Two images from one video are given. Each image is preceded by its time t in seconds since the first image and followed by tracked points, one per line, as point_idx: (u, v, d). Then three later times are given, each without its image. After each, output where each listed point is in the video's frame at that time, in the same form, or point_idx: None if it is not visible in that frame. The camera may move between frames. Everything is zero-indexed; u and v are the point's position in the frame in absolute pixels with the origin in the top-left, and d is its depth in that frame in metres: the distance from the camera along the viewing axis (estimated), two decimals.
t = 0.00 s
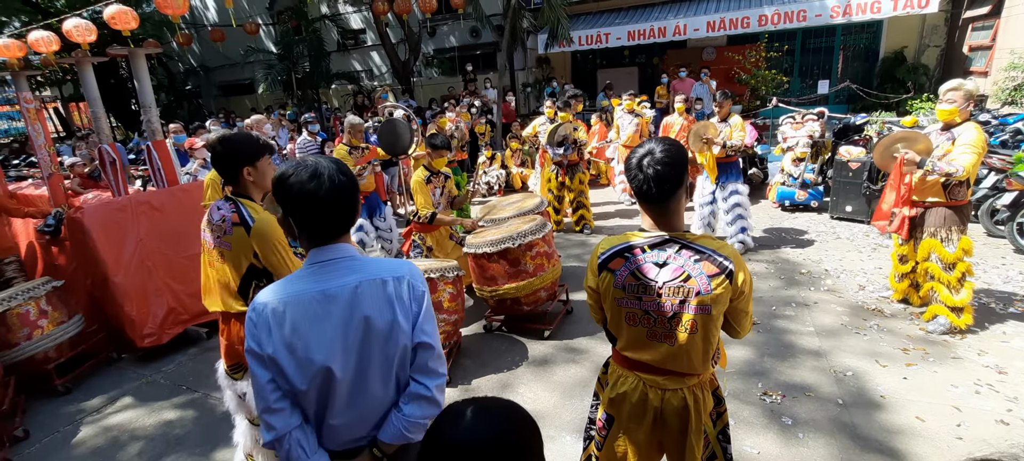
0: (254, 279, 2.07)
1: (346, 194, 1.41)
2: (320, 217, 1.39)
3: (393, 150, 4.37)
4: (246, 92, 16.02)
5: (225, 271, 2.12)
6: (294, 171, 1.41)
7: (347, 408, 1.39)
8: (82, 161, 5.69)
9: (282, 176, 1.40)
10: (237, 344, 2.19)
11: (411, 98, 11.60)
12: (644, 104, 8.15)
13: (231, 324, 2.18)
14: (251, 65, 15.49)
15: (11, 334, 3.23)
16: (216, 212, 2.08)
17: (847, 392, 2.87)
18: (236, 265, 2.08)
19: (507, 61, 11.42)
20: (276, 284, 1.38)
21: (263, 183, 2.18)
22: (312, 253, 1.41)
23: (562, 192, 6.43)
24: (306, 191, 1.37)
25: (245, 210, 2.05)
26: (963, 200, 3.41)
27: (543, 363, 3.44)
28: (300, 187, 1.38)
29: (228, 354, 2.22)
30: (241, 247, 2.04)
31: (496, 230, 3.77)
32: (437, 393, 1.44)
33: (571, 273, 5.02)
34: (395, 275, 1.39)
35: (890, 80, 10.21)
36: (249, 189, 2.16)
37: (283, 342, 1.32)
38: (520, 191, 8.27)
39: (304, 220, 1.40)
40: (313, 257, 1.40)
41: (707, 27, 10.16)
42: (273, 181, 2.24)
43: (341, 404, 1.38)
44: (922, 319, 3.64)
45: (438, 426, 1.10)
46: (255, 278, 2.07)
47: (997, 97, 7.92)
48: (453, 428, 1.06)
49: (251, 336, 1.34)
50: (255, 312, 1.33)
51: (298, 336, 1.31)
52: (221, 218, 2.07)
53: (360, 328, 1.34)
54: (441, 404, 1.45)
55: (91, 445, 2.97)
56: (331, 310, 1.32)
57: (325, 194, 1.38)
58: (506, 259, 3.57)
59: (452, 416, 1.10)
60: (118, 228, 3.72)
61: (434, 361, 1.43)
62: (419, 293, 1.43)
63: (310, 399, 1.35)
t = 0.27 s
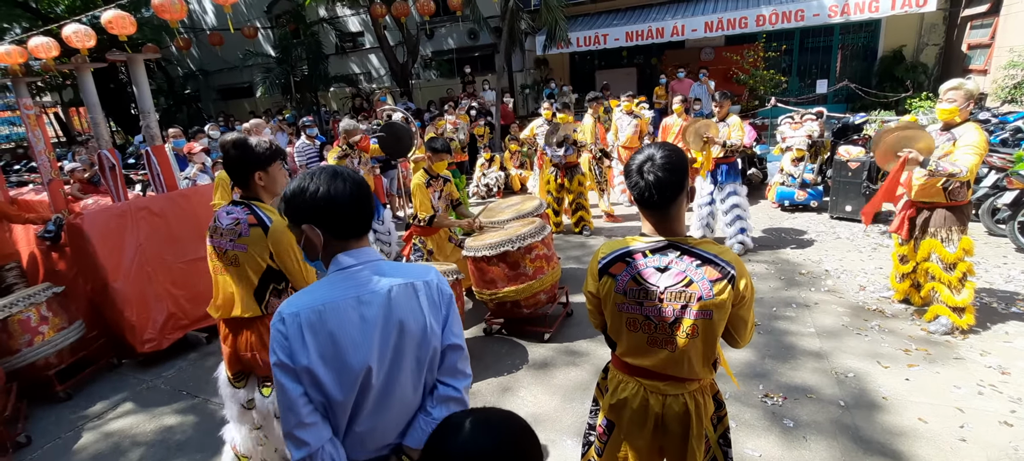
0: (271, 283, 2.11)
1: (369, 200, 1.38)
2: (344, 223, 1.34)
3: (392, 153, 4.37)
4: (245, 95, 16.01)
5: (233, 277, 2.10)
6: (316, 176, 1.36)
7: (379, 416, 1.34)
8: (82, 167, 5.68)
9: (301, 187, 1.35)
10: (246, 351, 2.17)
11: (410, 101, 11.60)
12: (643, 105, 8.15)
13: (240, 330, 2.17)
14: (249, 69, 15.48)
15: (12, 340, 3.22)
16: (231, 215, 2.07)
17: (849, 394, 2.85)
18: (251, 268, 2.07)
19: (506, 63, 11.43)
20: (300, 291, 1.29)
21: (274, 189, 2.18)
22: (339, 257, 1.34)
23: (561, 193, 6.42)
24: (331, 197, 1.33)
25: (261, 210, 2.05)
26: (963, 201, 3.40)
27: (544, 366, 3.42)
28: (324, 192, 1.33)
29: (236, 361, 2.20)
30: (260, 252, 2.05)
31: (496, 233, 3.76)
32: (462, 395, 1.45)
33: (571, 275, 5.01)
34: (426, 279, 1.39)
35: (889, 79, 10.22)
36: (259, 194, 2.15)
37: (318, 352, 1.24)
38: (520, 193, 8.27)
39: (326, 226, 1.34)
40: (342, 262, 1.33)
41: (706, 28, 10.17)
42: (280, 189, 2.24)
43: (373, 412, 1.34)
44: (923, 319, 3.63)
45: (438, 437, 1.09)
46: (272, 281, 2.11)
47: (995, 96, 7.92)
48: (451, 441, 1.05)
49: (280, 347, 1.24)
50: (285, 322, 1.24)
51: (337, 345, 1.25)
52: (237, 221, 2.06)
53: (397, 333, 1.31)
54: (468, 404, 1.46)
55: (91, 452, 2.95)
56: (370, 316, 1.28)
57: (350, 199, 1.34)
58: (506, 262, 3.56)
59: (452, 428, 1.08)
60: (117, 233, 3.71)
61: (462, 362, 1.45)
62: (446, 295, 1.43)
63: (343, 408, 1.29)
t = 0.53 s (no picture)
0: (242, 299, 2.11)
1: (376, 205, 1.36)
2: (352, 231, 1.31)
3: (387, 155, 4.35)
4: (240, 98, 15.97)
5: (208, 292, 2.11)
6: (323, 182, 1.32)
7: (399, 422, 1.32)
8: (78, 172, 5.65)
9: (307, 194, 1.30)
10: (221, 365, 2.18)
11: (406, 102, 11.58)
12: (639, 105, 8.15)
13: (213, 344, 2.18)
14: (245, 72, 15.45)
15: (10, 348, 3.20)
16: (209, 230, 2.08)
17: (848, 393, 2.85)
18: (223, 284, 2.08)
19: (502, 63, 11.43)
20: (314, 300, 1.26)
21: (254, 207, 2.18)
22: (351, 263, 1.32)
23: (558, 194, 6.41)
24: (342, 204, 1.29)
25: (234, 228, 2.04)
26: (960, 198, 3.40)
27: (543, 368, 3.42)
28: (330, 200, 1.29)
29: (213, 373, 2.22)
30: (231, 268, 2.05)
31: (493, 235, 3.75)
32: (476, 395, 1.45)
33: (569, 275, 5.00)
34: (438, 280, 1.38)
35: (884, 76, 10.24)
36: (239, 211, 2.15)
37: (339, 360, 1.22)
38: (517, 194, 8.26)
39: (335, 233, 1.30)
40: (354, 269, 1.31)
41: (701, 27, 10.17)
42: (262, 206, 2.23)
43: (393, 419, 1.31)
44: (921, 316, 3.65)
45: (437, 446, 1.08)
46: (243, 297, 2.11)
47: (990, 92, 7.93)
48: (451, 451, 1.03)
49: (299, 358, 1.20)
50: (302, 332, 1.20)
51: (358, 351, 1.22)
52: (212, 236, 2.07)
53: (415, 337, 1.30)
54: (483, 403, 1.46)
55: (88, 460, 2.93)
56: (389, 321, 1.26)
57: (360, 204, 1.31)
58: (504, 263, 3.55)
59: (452, 437, 1.07)
60: (114, 239, 3.69)
61: (474, 361, 1.45)
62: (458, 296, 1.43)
63: (364, 416, 1.26)
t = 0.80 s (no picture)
0: (222, 302, 2.10)
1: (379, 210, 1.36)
2: (354, 234, 1.30)
3: (381, 156, 4.33)
4: (231, 101, 15.88)
5: (192, 291, 2.12)
6: (329, 183, 1.31)
7: (400, 430, 1.30)
8: (68, 177, 5.60)
9: (312, 194, 1.29)
10: (196, 365, 2.17)
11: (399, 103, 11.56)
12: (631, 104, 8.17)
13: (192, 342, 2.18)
14: (236, 74, 15.37)
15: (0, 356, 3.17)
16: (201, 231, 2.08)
17: (843, 389, 2.87)
18: (206, 285, 2.08)
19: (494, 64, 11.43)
20: (311, 307, 1.24)
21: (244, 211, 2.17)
22: (349, 269, 1.30)
23: (551, 194, 6.42)
24: (347, 207, 1.29)
25: (221, 230, 2.03)
26: (951, 194, 3.43)
27: (539, 369, 3.41)
28: (335, 202, 1.28)
29: (191, 371, 2.22)
30: (212, 271, 2.04)
31: (487, 236, 3.75)
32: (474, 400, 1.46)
33: (563, 275, 5.01)
34: (436, 285, 1.39)
35: (874, 74, 10.32)
36: (231, 214, 2.14)
37: (338, 367, 1.20)
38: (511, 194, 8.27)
39: (338, 236, 1.29)
40: (351, 274, 1.30)
41: (692, 26, 10.21)
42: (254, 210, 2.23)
43: (394, 426, 1.29)
44: (913, 312, 3.67)
45: (438, 450, 1.07)
46: (221, 300, 2.10)
47: (978, 88, 8.01)
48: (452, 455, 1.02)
49: (298, 366, 1.18)
50: (301, 339, 1.18)
51: (359, 357, 1.21)
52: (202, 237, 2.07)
53: (415, 341, 1.30)
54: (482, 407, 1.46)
55: None
56: (390, 326, 1.25)
57: (365, 208, 1.31)
58: (499, 264, 3.55)
59: (451, 443, 1.05)
60: (105, 244, 3.66)
61: (472, 365, 1.46)
62: (455, 300, 1.44)
63: (365, 425, 1.24)
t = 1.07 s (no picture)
0: (234, 308, 2.09)
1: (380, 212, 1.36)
2: (355, 235, 1.30)
3: (380, 156, 4.33)
4: (227, 102, 15.84)
5: (201, 299, 2.10)
6: (336, 182, 1.31)
7: (395, 434, 1.30)
8: (63, 180, 5.58)
9: (314, 189, 1.29)
10: (207, 373, 2.15)
11: (395, 104, 11.55)
12: (628, 103, 8.18)
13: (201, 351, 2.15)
14: (231, 75, 15.33)
15: None
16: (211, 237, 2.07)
17: (842, 385, 2.88)
18: (217, 291, 2.06)
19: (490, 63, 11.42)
20: (304, 309, 1.24)
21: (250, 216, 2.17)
22: (345, 269, 1.30)
23: (549, 193, 6.41)
24: (351, 207, 1.29)
25: (233, 235, 2.03)
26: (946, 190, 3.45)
27: (539, 369, 3.41)
28: (338, 200, 1.28)
29: (201, 381, 2.20)
30: (224, 276, 2.03)
31: (486, 235, 3.75)
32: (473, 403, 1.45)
33: (561, 274, 5.01)
34: (433, 287, 1.38)
35: (868, 71, 10.36)
36: (238, 219, 2.14)
37: (330, 370, 1.19)
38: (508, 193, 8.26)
39: (341, 235, 1.29)
40: (346, 276, 1.30)
41: (687, 24, 10.21)
42: (258, 216, 2.23)
43: (390, 431, 1.29)
44: (911, 308, 3.68)
45: (443, 450, 1.06)
46: (233, 307, 2.09)
47: (973, 84, 8.03)
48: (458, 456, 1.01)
49: (290, 369, 1.18)
50: (293, 340, 1.18)
51: (352, 360, 1.21)
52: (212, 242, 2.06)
53: (410, 344, 1.30)
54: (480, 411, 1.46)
55: None
56: (384, 328, 1.25)
57: (369, 210, 1.31)
58: (498, 264, 3.55)
59: (457, 443, 1.04)
60: (101, 247, 3.64)
61: (471, 369, 1.45)
62: (453, 302, 1.43)
63: (359, 428, 1.24)
